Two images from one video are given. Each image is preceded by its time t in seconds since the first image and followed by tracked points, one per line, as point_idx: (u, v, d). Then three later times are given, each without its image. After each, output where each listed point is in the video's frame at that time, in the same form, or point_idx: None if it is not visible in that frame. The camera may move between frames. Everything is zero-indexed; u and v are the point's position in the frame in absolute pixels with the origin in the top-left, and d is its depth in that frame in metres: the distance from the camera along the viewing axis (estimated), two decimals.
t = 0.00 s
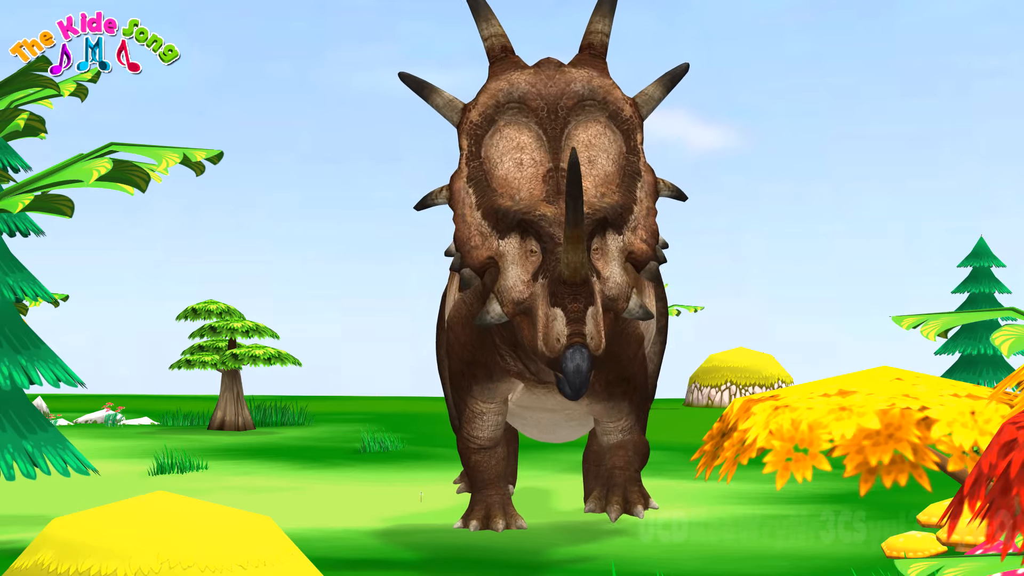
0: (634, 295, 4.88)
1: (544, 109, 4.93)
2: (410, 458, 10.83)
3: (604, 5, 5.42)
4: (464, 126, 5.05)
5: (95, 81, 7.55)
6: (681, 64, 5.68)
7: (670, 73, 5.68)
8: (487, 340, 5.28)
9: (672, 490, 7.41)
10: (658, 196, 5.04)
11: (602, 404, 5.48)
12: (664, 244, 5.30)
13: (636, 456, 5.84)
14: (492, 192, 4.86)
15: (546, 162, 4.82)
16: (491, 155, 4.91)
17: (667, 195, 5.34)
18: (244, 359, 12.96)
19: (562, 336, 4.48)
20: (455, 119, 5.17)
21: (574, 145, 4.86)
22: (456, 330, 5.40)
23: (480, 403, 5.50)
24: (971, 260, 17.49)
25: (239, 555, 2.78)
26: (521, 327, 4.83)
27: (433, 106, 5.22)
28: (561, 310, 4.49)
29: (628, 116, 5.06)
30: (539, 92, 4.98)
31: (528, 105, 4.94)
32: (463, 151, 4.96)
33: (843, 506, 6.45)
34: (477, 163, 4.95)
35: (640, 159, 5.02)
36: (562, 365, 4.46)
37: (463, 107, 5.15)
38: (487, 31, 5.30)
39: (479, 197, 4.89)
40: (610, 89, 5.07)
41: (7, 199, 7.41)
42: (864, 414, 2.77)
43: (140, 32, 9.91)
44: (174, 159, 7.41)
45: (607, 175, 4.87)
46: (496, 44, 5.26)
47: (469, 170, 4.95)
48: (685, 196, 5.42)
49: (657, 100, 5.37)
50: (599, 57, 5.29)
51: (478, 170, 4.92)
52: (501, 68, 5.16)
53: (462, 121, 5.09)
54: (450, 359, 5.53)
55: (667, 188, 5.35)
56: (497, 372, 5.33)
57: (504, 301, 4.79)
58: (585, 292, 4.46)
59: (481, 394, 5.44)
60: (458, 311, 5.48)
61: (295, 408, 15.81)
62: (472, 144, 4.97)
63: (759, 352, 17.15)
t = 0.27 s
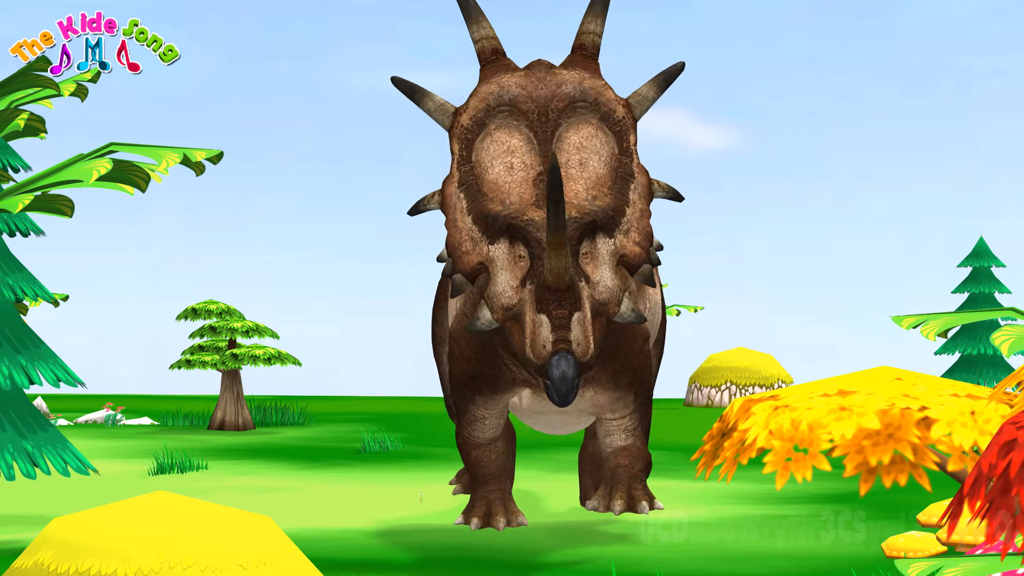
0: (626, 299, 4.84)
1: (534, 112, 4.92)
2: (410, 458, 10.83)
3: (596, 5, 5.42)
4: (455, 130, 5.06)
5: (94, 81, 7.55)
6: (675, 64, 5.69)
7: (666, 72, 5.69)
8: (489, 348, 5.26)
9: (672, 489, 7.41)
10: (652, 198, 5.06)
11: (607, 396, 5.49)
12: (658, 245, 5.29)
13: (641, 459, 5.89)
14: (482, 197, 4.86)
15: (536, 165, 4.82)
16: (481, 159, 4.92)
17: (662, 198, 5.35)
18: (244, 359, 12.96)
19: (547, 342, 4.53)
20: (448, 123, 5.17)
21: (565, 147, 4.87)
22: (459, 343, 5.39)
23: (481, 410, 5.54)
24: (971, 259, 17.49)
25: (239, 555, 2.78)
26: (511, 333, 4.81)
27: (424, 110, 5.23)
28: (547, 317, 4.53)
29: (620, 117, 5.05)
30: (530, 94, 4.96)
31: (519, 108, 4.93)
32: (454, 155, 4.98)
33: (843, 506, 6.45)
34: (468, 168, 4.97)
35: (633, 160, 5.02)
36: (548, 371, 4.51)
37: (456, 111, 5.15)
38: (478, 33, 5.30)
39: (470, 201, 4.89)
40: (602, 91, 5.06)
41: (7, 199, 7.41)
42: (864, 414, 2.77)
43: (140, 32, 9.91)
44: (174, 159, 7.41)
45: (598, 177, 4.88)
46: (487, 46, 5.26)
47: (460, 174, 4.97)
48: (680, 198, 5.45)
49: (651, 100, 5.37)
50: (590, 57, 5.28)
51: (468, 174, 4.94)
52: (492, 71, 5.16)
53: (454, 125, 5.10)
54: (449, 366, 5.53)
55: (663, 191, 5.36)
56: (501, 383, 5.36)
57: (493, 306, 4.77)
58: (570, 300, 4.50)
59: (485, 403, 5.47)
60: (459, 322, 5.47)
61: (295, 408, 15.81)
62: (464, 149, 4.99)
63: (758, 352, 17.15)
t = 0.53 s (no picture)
0: (617, 309, 4.86)
1: (537, 112, 4.89)
2: (410, 458, 10.83)
3: (607, 5, 5.37)
4: (456, 124, 5.03)
5: (95, 81, 7.55)
6: (686, 66, 5.66)
7: (675, 74, 5.67)
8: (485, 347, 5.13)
9: (672, 489, 7.42)
10: (651, 204, 5.03)
11: (605, 395, 5.30)
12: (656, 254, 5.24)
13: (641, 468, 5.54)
14: (479, 196, 4.84)
15: (534, 167, 4.81)
16: (480, 157, 4.90)
17: (664, 204, 5.33)
18: (244, 359, 12.96)
19: (530, 356, 4.52)
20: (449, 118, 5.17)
21: (565, 151, 4.85)
22: (454, 341, 5.23)
23: (479, 405, 5.42)
24: (971, 259, 17.50)
25: (239, 555, 2.78)
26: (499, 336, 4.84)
27: (427, 102, 5.23)
28: (531, 330, 4.52)
29: (624, 121, 5.01)
30: (534, 93, 4.92)
31: (522, 107, 4.90)
32: (454, 151, 4.95)
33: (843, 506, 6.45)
34: (467, 164, 4.94)
35: (634, 165, 4.99)
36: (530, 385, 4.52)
37: (459, 106, 5.13)
38: (485, 26, 5.28)
39: (466, 199, 4.87)
40: (608, 93, 5.01)
41: (8, 199, 7.42)
42: (864, 413, 2.77)
43: (140, 31, 9.90)
44: (174, 159, 7.41)
45: (597, 182, 4.85)
46: (493, 41, 5.24)
47: (458, 171, 4.95)
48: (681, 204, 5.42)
49: (658, 103, 5.32)
50: (598, 58, 5.21)
51: (467, 171, 4.92)
52: (496, 66, 5.12)
53: (455, 120, 5.07)
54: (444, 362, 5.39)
55: (663, 197, 5.33)
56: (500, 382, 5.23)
57: (482, 309, 4.79)
58: (556, 313, 4.48)
59: (484, 399, 5.35)
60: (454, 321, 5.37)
61: (295, 408, 15.81)
62: (463, 145, 4.96)
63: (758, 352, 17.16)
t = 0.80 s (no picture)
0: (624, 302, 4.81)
1: (541, 103, 4.89)
2: (410, 459, 10.85)
3: None
4: (460, 116, 5.04)
5: (96, 83, 7.57)
6: (688, 54, 5.69)
7: (678, 63, 5.68)
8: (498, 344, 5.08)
9: (673, 490, 7.44)
10: (657, 193, 4.99)
11: (614, 384, 5.24)
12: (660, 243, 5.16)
13: (642, 464, 5.51)
14: (484, 187, 4.84)
15: (538, 158, 4.81)
16: (484, 149, 4.91)
17: (670, 190, 5.23)
18: (245, 360, 12.98)
19: (537, 351, 4.53)
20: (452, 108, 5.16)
21: (569, 142, 4.84)
22: (467, 342, 5.19)
23: (484, 407, 5.35)
24: (970, 259, 17.54)
25: (241, 556, 2.80)
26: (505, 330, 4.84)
27: (428, 92, 5.23)
28: (537, 324, 4.54)
29: (629, 110, 4.99)
30: (537, 84, 4.93)
31: (526, 98, 4.91)
32: (457, 144, 4.96)
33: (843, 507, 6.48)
34: (470, 156, 4.95)
35: (639, 155, 4.96)
36: (537, 380, 4.52)
37: (461, 97, 5.12)
38: (487, 17, 5.27)
39: (470, 191, 4.87)
40: (611, 82, 5.00)
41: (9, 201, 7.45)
42: (861, 417, 2.81)
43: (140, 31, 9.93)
44: (176, 161, 7.43)
45: (602, 173, 4.83)
46: (495, 31, 5.22)
47: (462, 163, 4.96)
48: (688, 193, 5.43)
49: (661, 92, 5.32)
50: (601, 47, 5.18)
51: (470, 164, 4.92)
52: (499, 57, 5.12)
53: (459, 111, 5.08)
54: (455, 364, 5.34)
55: (669, 185, 5.21)
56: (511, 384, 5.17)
57: (488, 304, 4.78)
58: (562, 307, 4.52)
59: (490, 404, 5.30)
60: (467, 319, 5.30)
61: (296, 408, 15.83)
62: (467, 137, 4.98)
63: (758, 353, 17.20)
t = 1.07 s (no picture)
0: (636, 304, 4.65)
1: (555, 108, 4.62)
2: (412, 464, 10.95)
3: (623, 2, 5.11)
4: (472, 121, 4.77)
5: (104, 96, 7.70)
6: (701, 64, 5.42)
7: (690, 73, 5.46)
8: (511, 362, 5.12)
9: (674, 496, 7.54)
10: (669, 200, 4.76)
11: (621, 391, 5.21)
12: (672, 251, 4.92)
13: (643, 477, 5.56)
14: (497, 191, 4.60)
15: (553, 161, 4.55)
16: (497, 152, 4.64)
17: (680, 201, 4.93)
18: (248, 365, 13.10)
19: (553, 345, 4.29)
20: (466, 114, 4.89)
21: (583, 146, 4.58)
22: (478, 356, 5.27)
23: (489, 423, 5.44)
24: (965, 263, 17.71)
25: (248, 566, 2.93)
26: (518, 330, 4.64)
27: (442, 99, 4.99)
28: (554, 318, 4.28)
29: (642, 117, 4.74)
30: (551, 89, 4.66)
31: (539, 103, 4.63)
32: (469, 147, 4.70)
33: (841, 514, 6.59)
34: (483, 161, 4.69)
35: (652, 162, 4.71)
36: (553, 374, 4.30)
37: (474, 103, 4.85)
38: (501, 24, 5.02)
39: (483, 195, 4.63)
40: (624, 89, 4.74)
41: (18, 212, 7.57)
42: (848, 438, 2.93)
43: (141, 33, 10.09)
44: (183, 173, 7.54)
45: (615, 177, 4.59)
46: (509, 38, 4.96)
47: (475, 167, 4.69)
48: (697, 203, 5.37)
49: (674, 102, 5.05)
50: (614, 55, 4.96)
51: (484, 167, 4.66)
52: (513, 63, 4.85)
53: (471, 116, 4.81)
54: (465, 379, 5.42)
55: (681, 195, 4.95)
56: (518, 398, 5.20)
57: (502, 303, 4.60)
58: (580, 301, 4.25)
59: (494, 418, 5.38)
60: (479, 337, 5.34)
61: (298, 412, 15.95)
62: (479, 141, 4.70)
63: (756, 358, 17.36)
